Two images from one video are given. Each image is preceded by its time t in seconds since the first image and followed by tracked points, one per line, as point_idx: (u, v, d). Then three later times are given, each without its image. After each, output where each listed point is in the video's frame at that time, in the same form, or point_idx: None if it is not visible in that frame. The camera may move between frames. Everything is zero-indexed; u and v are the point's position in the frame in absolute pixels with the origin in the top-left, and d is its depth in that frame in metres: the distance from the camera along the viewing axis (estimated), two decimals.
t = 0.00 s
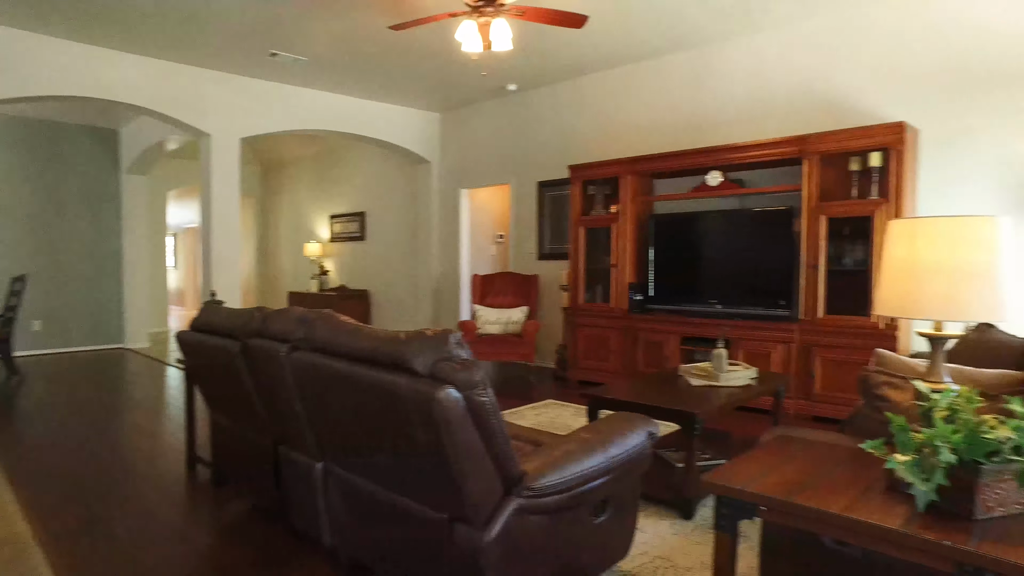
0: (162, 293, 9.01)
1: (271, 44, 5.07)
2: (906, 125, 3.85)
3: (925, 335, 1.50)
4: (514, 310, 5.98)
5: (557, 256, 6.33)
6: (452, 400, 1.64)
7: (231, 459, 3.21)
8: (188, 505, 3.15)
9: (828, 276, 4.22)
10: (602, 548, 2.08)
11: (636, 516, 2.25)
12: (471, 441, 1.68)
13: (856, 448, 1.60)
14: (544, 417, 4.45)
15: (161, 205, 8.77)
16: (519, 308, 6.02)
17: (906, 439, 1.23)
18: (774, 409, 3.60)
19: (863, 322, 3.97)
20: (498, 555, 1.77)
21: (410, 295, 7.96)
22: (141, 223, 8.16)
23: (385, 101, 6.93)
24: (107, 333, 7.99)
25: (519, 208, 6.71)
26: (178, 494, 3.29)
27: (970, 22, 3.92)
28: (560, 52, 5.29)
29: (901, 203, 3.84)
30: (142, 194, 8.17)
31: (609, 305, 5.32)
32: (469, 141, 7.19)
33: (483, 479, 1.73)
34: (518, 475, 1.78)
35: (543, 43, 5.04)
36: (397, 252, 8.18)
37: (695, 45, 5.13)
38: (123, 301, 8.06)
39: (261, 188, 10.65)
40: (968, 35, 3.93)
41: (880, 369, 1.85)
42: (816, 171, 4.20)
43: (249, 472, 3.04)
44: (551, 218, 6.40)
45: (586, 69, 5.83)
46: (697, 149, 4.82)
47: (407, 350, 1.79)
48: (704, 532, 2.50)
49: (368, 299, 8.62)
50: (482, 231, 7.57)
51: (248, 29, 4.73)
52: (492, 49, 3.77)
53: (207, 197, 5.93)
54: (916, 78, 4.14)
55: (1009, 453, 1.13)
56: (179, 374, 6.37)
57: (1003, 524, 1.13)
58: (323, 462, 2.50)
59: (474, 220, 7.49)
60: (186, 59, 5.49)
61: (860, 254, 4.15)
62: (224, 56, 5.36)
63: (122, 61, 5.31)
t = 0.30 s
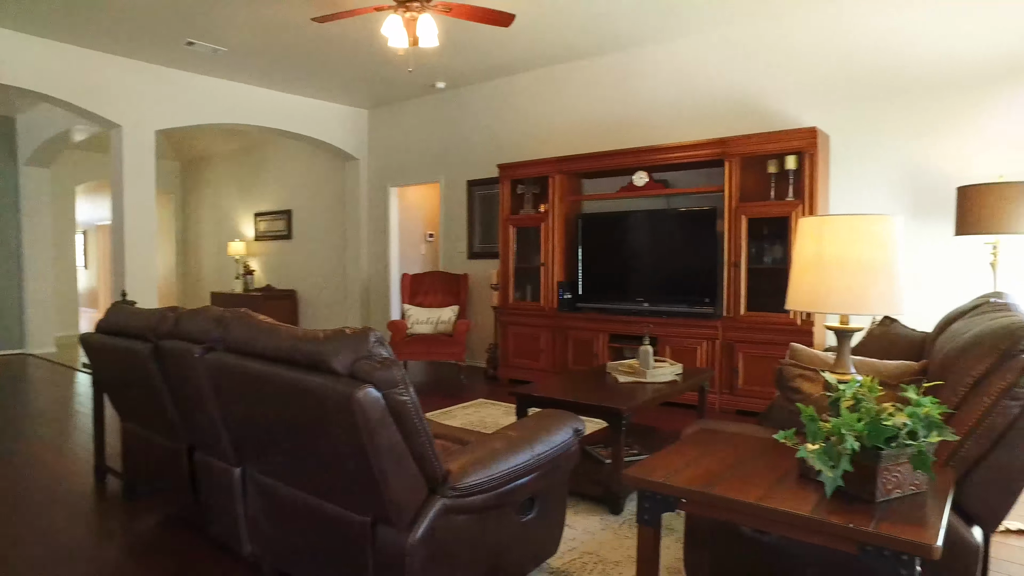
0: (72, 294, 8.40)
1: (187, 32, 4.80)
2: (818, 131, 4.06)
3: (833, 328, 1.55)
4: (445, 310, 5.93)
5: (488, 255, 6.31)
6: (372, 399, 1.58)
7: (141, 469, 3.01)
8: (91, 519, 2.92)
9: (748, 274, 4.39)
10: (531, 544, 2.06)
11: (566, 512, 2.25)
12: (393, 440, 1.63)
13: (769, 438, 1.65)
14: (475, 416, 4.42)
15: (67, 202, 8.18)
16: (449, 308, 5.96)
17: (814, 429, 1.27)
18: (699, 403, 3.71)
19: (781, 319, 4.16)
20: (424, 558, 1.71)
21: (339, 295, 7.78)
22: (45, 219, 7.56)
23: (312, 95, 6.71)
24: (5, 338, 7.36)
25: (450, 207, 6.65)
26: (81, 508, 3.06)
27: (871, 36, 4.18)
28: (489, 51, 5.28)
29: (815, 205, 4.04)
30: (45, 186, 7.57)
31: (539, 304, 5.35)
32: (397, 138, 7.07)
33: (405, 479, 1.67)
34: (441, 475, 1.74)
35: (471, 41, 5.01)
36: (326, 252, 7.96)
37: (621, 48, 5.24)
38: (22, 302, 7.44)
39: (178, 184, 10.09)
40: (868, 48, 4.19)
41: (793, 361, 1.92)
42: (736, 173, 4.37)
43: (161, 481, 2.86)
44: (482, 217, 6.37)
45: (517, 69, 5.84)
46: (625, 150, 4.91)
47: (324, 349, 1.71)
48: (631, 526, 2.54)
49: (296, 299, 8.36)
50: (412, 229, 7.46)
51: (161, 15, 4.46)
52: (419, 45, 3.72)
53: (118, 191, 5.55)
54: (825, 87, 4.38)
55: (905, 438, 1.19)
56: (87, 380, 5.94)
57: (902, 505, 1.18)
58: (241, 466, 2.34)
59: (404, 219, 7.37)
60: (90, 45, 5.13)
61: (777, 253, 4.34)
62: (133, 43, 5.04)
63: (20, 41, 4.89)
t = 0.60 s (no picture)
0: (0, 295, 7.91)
1: (125, 20, 4.58)
2: (766, 133, 4.16)
3: (780, 325, 1.56)
4: (397, 309, 5.83)
5: (441, 254, 6.24)
6: (315, 401, 1.51)
7: (72, 479, 2.84)
8: (16, 534, 2.74)
9: (700, 273, 4.46)
10: (481, 547, 2.01)
11: (518, 513, 2.22)
12: (336, 444, 1.56)
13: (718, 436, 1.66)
14: (428, 417, 4.35)
15: None
16: (402, 308, 5.85)
17: (761, 425, 1.26)
18: (651, 400, 3.74)
19: (732, 317, 4.23)
20: (370, 565, 1.65)
21: (291, 295, 7.58)
22: None
23: (260, 90, 6.50)
24: None
25: (403, 206, 6.55)
26: (5, 522, 2.86)
27: (816, 43, 4.31)
28: (443, 48, 5.22)
29: (763, 205, 4.13)
30: None
31: (493, 303, 5.32)
32: (350, 135, 6.92)
33: (350, 483, 1.61)
34: (387, 478, 1.68)
35: (425, 37, 4.95)
36: (276, 250, 7.73)
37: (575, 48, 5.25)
38: None
39: (120, 180, 9.66)
40: (814, 55, 4.32)
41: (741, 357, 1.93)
42: (687, 174, 4.43)
43: (93, 492, 2.70)
44: (436, 216, 6.30)
45: (471, 67, 5.80)
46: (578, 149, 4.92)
47: (264, 349, 1.62)
48: (584, 525, 2.52)
49: (245, 299, 8.10)
50: (365, 228, 7.31)
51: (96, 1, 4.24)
52: (370, 40, 3.64)
53: (50, 185, 5.26)
54: (773, 91, 4.49)
55: (849, 433, 1.20)
56: (18, 385, 5.61)
57: (845, 499, 1.19)
58: (179, 473, 2.14)
59: (356, 218, 7.22)
60: (18, 30, 4.83)
61: (728, 252, 4.43)
62: (65, 30, 4.78)
63: None
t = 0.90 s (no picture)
0: None
1: (66, 7, 4.35)
2: (726, 133, 4.20)
3: (741, 323, 1.54)
4: (358, 310, 5.71)
5: (403, 254, 6.14)
6: (261, 404, 1.43)
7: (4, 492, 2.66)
8: None
9: (661, 272, 4.49)
10: (438, 554, 1.95)
11: (478, 517, 2.16)
12: (285, 449, 1.48)
13: (679, 436, 1.64)
14: (388, 419, 4.26)
15: None
16: (362, 308, 5.74)
17: (722, 425, 1.23)
18: (613, 400, 3.73)
19: (693, 316, 4.27)
20: None
21: (248, 296, 7.37)
22: None
23: (214, 84, 6.29)
24: None
25: (363, 205, 6.42)
26: None
27: (774, 47, 4.39)
28: (404, 44, 5.13)
29: (723, 205, 4.17)
30: None
31: (455, 303, 5.25)
32: (309, 131, 6.77)
33: (300, 490, 1.53)
34: (340, 484, 1.61)
35: (386, 32, 4.85)
36: (232, 249, 7.50)
37: (537, 46, 5.23)
38: None
39: (67, 176, 9.25)
40: (770, 60, 4.40)
41: (701, 356, 1.92)
42: (649, 172, 4.45)
43: (27, 505, 2.54)
44: (397, 215, 6.19)
45: (432, 64, 5.72)
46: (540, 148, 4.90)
47: (207, 351, 1.53)
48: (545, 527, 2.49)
49: (201, 300, 7.84)
50: (324, 227, 7.15)
51: None
52: (327, 34, 3.54)
53: None
54: (732, 93, 4.54)
55: (809, 432, 1.19)
56: None
57: (806, 499, 1.18)
58: (120, 483, 1.99)
59: (316, 216, 7.05)
60: None
61: (689, 252, 4.46)
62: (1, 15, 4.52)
63: None
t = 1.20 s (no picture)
0: None
1: None
2: (698, 133, 4.21)
3: (711, 325, 1.51)
4: (328, 311, 5.60)
5: (374, 254, 6.04)
6: (216, 412, 1.36)
7: None
8: None
9: (634, 273, 4.48)
10: (406, 562, 1.89)
11: (448, 523, 2.11)
12: (241, 458, 1.41)
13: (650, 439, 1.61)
14: (358, 422, 4.18)
15: None
16: (332, 308, 5.64)
17: (694, 429, 1.21)
18: (586, 401, 3.71)
19: (666, 316, 4.27)
20: None
21: (216, 296, 7.19)
22: None
23: (178, 79, 6.11)
24: None
25: (334, 203, 6.31)
26: None
27: (744, 49, 4.42)
28: (375, 41, 5.04)
29: (695, 205, 4.18)
30: None
31: (426, 304, 5.18)
32: (278, 128, 6.62)
33: (259, 501, 1.46)
34: (301, 492, 1.54)
35: (356, 28, 4.76)
36: (199, 249, 7.31)
37: (510, 45, 5.19)
38: None
39: (25, 173, 8.91)
40: (742, 62, 4.43)
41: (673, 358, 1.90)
42: (621, 172, 4.44)
43: None
44: (368, 214, 6.09)
45: (404, 62, 5.64)
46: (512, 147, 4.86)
47: (158, 355, 1.45)
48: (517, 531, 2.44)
49: (166, 301, 7.63)
50: (294, 226, 7.01)
51: None
52: (293, 27, 3.45)
53: None
54: (704, 94, 4.56)
55: (782, 436, 1.17)
56: None
57: (779, 504, 1.16)
58: (68, 494, 1.89)
59: (285, 216, 6.90)
60: None
61: (661, 252, 4.47)
62: None
63: None
